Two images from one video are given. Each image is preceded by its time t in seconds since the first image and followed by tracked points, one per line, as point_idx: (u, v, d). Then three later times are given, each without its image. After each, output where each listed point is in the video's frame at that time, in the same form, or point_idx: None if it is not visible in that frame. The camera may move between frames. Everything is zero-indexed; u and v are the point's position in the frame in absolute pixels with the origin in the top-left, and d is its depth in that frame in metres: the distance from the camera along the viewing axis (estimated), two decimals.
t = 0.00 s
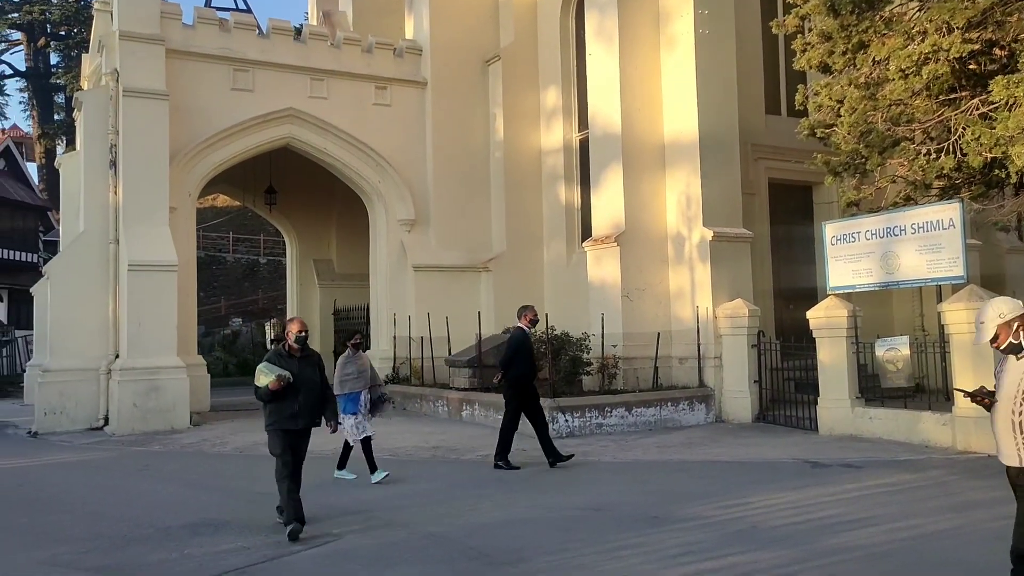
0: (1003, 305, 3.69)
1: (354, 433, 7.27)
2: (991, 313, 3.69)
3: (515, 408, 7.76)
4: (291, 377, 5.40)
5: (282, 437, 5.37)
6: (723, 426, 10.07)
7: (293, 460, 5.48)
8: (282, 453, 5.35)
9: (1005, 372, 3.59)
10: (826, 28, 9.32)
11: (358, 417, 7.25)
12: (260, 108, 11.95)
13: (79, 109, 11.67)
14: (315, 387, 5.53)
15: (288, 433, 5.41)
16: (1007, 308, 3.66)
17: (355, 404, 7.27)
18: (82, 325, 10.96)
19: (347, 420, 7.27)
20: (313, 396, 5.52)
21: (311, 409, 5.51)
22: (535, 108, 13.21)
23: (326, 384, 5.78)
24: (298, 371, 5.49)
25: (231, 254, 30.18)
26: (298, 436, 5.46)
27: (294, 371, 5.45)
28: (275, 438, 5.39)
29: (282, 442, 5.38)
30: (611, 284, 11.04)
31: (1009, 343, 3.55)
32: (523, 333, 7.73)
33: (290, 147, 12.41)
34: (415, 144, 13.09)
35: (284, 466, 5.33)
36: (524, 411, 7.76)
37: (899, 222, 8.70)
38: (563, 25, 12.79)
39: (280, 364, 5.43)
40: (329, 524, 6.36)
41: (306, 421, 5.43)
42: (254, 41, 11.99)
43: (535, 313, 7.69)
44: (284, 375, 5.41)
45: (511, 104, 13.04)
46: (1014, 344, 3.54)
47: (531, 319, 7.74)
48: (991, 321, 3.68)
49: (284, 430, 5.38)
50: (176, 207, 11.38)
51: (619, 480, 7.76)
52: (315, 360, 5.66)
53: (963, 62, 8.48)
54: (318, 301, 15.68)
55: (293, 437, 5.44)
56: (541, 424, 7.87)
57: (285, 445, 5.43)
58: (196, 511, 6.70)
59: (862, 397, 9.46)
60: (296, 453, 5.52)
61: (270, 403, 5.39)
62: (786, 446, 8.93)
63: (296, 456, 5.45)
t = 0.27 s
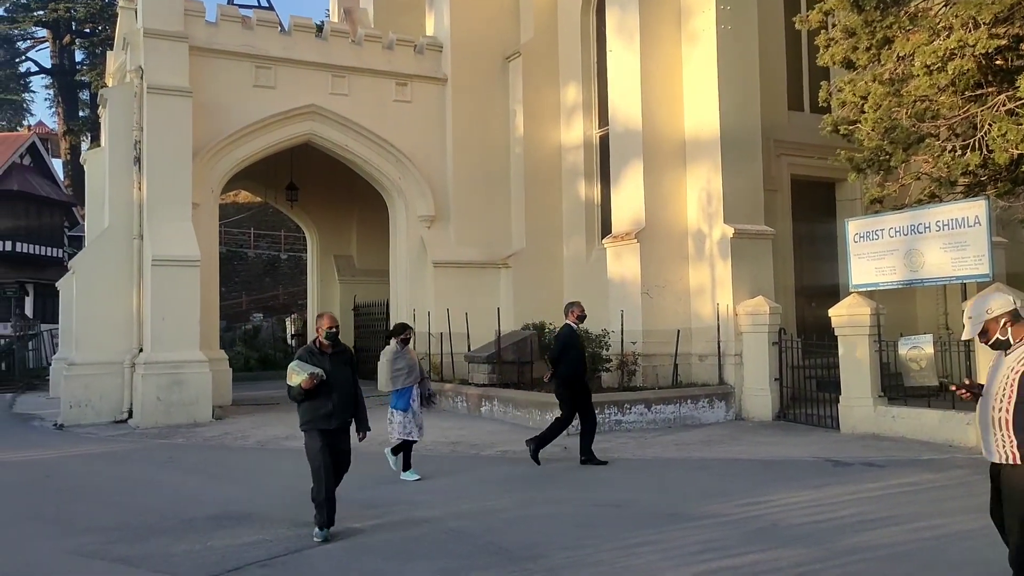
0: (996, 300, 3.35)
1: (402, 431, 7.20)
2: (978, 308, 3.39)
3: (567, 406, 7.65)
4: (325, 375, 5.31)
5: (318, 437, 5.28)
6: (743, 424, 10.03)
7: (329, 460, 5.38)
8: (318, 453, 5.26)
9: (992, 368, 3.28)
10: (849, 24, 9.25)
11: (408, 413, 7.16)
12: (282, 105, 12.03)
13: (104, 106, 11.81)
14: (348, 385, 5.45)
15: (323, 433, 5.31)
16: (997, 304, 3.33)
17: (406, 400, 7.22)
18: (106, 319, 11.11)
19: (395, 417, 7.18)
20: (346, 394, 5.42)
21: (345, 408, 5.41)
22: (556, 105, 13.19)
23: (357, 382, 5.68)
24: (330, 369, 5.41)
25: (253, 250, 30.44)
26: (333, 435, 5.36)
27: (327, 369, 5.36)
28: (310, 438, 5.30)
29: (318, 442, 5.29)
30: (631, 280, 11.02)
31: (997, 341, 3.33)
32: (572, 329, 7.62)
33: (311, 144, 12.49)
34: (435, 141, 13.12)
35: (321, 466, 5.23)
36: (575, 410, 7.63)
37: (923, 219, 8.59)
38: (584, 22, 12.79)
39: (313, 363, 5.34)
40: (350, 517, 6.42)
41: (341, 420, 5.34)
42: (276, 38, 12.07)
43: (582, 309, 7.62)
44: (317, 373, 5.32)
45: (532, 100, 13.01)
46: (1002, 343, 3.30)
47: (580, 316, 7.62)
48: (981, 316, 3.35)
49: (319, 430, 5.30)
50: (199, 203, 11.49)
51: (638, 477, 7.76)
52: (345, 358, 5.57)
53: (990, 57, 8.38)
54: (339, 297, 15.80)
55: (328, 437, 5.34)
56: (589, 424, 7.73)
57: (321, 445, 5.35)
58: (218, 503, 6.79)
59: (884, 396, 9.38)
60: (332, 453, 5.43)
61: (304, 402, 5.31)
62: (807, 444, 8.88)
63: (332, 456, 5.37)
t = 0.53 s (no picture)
0: (966, 311, 3.38)
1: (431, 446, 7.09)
2: (949, 320, 3.41)
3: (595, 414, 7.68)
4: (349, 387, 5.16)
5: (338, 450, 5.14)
6: (748, 435, 10.00)
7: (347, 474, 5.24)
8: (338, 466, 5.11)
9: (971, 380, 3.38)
10: (851, 36, 9.25)
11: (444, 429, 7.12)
12: (287, 117, 12.09)
13: (110, 118, 11.88)
14: (370, 397, 5.30)
15: (342, 446, 5.17)
16: (968, 315, 3.35)
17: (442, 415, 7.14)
18: (111, 330, 11.14)
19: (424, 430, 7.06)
20: (368, 408, 5.28)
21: (366, 422, 5.27)
22: (559, 116, 13.25)
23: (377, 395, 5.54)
24: (353, 380, 5.26)
25: (257, 262, 30.51)
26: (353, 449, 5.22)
27: (351, 381, 5.21)
28: (330, 452, 5.14)
29: (338, 455, 5.15)
30: (634, 291, 11.01)
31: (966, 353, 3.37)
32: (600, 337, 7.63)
33: (316, 156, 12.55)
34: (439, 152, 13.18)
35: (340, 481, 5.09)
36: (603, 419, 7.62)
37: (927, 230, 8.54)
38: (587, 34, 12.90)
39: (337, 373, 5.18)
40: (355, 529, 6.41)
41: (363, 434, 5.20)
42: (281, 51, 12.15)
43: (611, 317, 7.59)
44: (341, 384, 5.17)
45: (535, 112, 13.07)
46: (974, 354, 3.34)
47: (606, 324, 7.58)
48: (950, 327, 3.38)
49: (339, 443, 5.15)
50: (203, 214, 11.54)
51: (643, 488, 7.74)
52: (369, 369, 5.42)
53: (991, 68, 8.40)
54: (343, 308, 15.84)
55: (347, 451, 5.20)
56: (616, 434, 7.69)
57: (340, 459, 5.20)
58: (223, 515, 6.79)
59: (890, 407, 9.34)
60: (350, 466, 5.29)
61: (325, 413, 5.15)
62: (811, 456, 8.86)
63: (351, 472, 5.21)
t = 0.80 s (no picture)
0: (922, 336, 3.46)
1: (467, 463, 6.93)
2: (905, 346, 3.49)
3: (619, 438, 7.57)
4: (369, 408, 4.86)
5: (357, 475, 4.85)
6: (744, 455, 9.98)
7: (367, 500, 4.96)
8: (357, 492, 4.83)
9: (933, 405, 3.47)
10: (845, 58, 9.33)
11: (473, 444, 6.92)
12: (283, 136, 12.13)
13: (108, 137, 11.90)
14: (392, 420, 5.02)
15: (362, 471, 4.87)
16: (923, 341, 3.43)
17: (472, 431, 6.98)
18: (106, 349, 11.09)
19: (462, 448, 6.97)
20: (390, 431, 4.99)
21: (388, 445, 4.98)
22: (555, 136, 13.32)
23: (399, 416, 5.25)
24: (375, 402, 4.98)
25: (253, 280, 30.48)
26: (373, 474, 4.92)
27: (372, 403, 4.92)
28: (348, 476, 4.87)
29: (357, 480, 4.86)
30: (630, 310, 10.95)
31: (926, 378, 3.45)
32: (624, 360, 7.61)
33: (313, 176, 12.58)
34: (435, 172, 13.23)
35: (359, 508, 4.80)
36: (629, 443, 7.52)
37: (921, 250, 8.48)
38: (583, 55, 13.01)
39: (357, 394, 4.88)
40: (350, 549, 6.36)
41: (384, 458, 4.90)
42: (279, 71, 12.21)
43: (635, 338, 7.58)
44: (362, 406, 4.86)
45: (532, 132, 13.12)
46: (932, 379, 3.43)
47: (632, 344, 7.61)
48: (907, 354, 3.45)
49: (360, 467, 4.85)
50: (200, 233, 11.54)
51: (640, 508, 7.70)
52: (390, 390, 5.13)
53: (983, 90, 8.47)
54: (339, 327, 15.84)
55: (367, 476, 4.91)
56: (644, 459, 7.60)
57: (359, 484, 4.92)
58: (217, 536, 6.73)
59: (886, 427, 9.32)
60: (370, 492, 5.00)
61: (345, 435, 4.88)
62: (808, 476, 8.83)
63: (371, 498, 4.93)
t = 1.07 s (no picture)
0: (873, 360, 3.57)
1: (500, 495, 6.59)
2: (857, 370, 3.59)
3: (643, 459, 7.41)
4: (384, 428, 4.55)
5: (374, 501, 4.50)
6: (740, 479, 9.94)
7: (386, 529, 4.59)
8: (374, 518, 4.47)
9: (878, 429, 3.52)
10: (838, 83, 9.45)
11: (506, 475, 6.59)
12: (280, 159, 12.18)
13: (104, 159, 11.92)
14: (408, 442, 4.71)
15: (379, 497, 4.53)
16: (874, 364, 3.53)
17: (505, 461, 6.64)
18: (98, 371, 11.03)
19: (492, 478, 6.64)
20: (406, 454, 4.67)
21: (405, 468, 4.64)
22: (550, 160, 13.44)
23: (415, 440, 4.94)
24: (390, 423, 4.66)
25: (247, 301, 30.43)
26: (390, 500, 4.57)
27: (386, 423, 4.62)
28: (363, 501, 4.53)
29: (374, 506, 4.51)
30: (625, 333, 10.92)
31: (876, 401, 3.56)
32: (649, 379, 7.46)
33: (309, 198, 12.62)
34: (432, 195, 13.28)
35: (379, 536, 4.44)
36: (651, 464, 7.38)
37: (915, 274, 8.46)
38: (578, 80, 13.16)
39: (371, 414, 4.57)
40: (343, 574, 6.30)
41: (402, 482, 4.56)
42: (277, 94, 12.28)
43: (660, 356, 7.40)
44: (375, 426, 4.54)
45: (528, 155, 13.23)
46: (880, 402, 3.54)
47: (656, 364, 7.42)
48: (857, 378, 3.57)
49: (376, 492, 4.51)
50: (196, 255, 11.54)
51: (635, 531, 7.65)
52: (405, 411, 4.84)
53: (975, 116, 8.51)
54: (334, 349, 15.81)
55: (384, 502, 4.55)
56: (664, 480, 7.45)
57: (375, 510, 4.58)
58: (208, 560, 6.66)
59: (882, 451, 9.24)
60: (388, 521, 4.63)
61: (359, 459, 4.55)
62: (804, 500, 8.80)
63: (388, 525, 4.58)
